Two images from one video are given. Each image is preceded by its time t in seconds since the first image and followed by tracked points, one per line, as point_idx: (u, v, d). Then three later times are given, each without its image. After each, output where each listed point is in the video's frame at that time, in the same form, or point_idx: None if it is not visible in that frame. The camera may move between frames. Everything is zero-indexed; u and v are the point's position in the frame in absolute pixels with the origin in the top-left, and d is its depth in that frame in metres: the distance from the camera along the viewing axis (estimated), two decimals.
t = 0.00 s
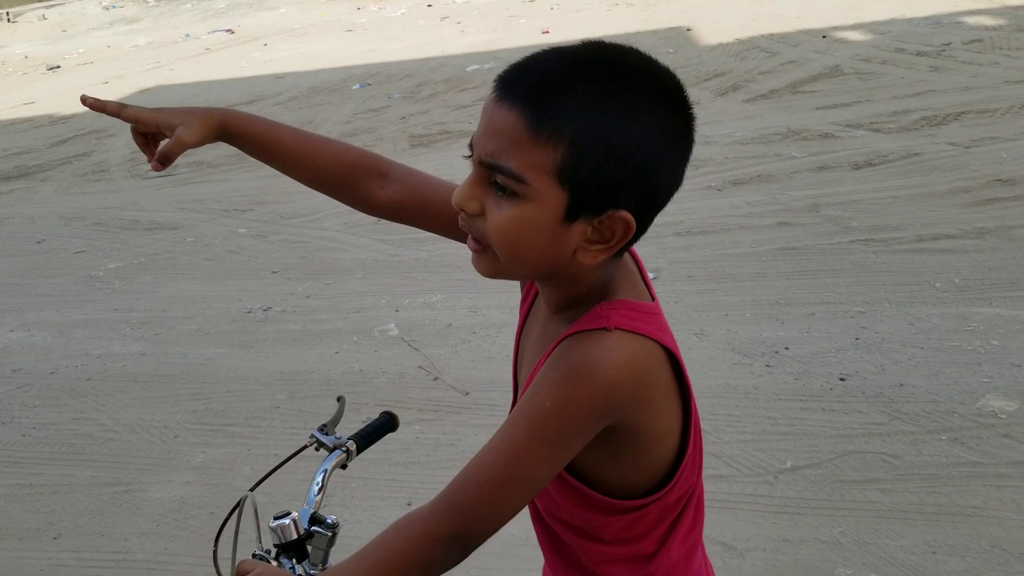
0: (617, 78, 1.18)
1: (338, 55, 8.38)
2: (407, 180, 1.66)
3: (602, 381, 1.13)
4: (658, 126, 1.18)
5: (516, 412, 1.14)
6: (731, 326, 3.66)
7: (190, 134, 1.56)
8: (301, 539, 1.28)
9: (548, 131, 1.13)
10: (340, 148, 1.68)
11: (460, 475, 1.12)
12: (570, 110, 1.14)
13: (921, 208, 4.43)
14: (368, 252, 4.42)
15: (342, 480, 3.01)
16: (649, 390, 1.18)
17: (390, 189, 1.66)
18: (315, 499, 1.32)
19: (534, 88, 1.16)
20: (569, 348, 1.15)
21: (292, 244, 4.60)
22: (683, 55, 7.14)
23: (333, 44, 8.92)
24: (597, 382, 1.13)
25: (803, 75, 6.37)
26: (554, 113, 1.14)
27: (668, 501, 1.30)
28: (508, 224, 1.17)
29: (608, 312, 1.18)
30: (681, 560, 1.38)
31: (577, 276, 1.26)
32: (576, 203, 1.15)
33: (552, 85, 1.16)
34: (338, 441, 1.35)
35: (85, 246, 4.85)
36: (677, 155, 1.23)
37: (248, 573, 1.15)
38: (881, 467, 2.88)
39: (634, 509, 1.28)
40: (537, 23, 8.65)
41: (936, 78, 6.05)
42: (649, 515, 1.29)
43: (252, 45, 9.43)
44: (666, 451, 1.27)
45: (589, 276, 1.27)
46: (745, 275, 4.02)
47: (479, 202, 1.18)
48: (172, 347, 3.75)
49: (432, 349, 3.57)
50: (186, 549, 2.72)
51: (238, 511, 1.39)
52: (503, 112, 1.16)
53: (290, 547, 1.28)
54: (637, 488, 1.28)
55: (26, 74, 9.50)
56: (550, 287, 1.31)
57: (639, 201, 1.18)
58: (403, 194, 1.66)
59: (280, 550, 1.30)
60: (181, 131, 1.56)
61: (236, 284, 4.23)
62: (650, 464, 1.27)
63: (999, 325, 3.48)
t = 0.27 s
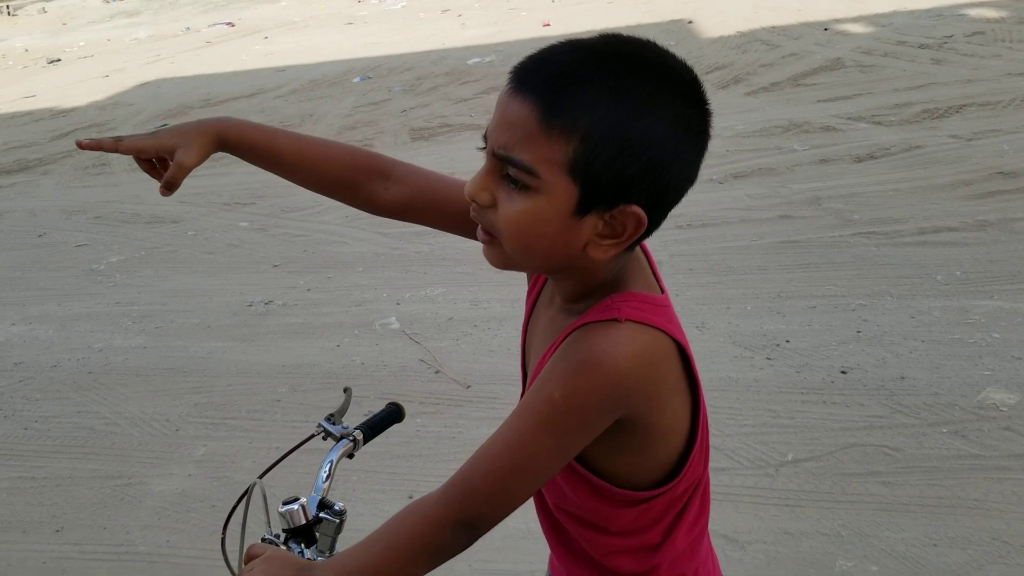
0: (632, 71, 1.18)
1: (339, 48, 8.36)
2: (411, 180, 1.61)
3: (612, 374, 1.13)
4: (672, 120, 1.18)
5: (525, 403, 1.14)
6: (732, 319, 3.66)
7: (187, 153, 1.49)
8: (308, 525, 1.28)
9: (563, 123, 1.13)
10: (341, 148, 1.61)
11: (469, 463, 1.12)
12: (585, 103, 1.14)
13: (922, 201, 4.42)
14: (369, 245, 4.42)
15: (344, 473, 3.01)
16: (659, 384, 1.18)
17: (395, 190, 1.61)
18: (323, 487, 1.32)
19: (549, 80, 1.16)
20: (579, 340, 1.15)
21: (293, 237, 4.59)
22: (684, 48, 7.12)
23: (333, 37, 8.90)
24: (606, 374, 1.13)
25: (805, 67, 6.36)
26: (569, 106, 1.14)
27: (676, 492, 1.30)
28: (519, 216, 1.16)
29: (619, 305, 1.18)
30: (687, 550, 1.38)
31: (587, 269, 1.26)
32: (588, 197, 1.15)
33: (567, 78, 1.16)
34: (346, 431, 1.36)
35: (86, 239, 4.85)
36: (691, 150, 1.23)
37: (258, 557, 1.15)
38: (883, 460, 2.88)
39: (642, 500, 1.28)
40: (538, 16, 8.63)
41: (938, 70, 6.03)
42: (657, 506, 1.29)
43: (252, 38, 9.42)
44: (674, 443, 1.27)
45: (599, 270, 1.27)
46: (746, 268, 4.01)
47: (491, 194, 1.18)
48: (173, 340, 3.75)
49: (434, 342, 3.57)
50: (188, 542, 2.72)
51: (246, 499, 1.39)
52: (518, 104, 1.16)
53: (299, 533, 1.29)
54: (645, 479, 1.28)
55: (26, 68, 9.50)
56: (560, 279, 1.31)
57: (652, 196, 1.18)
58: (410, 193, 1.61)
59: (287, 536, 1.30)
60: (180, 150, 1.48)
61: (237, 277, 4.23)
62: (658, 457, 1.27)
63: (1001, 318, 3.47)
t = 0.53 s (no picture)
0: (638, 70, 1.18)
1: (338, 46, 8.36)
2: (418, 184, 1.61)
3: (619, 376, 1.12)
4: (679, 118, 1.18)
5: (530, 402, 1.13)
6: (732, 316, 3.66)
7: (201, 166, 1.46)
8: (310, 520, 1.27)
9: (570, 123, 1.12)
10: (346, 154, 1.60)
11: (472, 459, 1.12)
12: (591, 102, 1.13)
13: (923, 198, 4.42)
14: (369, 243, 4.42)
15: (344, 472, 3.01)
16: (665, 385, 1.18)
17: (402, 195, 1.60)
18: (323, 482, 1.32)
19: (557, 79, 1.15)
20: (586, 341, 1.15)
21: (293, 235, 4.59)
22: (684, 45, 7.11)
23: (333, 35, 8.89)
24: (613, 376, 1.12)
25: (805, 64, 6.35)
26: (576, 105, 1.13)
27: (681, 491, 1.30)
28: (526, 216, 1.16)
29: (626, 305, 1.18)
30: (689, 550, 1.38)
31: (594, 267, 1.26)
32: (595, 195, 1.14)
33: (575, 77, 1.15)
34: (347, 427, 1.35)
35: (85, 238, 4.85)
36: (698, 147, 1.23)
37: (259, 551, 1.14)
38: (883, 457, 2.88)
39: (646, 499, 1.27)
40: (538, 13, 8.62)
41: (938, 67, 6.03)
42: (661, 506, 1.29)
43: (252, 36, 9.41)
44: (680, 443, 1.27)
45: (606, 267, 1.27)
46: (746, 266, 4.01)
47: (498, 193, 1.17)
48: (173, 339, 3.75)
49: (433, 340, 3.57)
50: (188, 541, 2.72)
51: (247, 494, 1.38)
52: (525, 103, 1.15)
53: (300, 528, 1.28)
54: (650, 478, 1.28)
55: (25, 66, 9.49)
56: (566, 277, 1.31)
57: (659, 193, 1.18)
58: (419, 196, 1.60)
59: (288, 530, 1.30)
60: (193, 165, 1.46)
61: (236, 276, 4.23)
62: (663, 456, 1.27)
63: (1001, 315, 3.47)
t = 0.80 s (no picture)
0: (664, 83, 1.19)
1: (338, 45, 8.35)
2: (423, 196, 1.60)
3: (623, 370, 1.13)
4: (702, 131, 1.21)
5: (536, 399, 1.13)
6: (733, 315, 3.66)
7: (211, 196, 1.44)
8: (313, 519, 1.27)
9: (613, 149, 1.11)
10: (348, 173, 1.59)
11: (478, 456, 1.12)
12: (631, 124, 1.13)
13: (923, 197, 4.42)
14: (369, 242, 4.42)
15: (345, 471, 3.01)
16: (670, 381, 1.19)
17: (408, 209, 1.59)
18: (326, 480, 1.32)
19: (589, 101, 1.13)
20: (591, 336, 1.15)
21: (294, 234, 4.59)
22: (684, 44, 7.11)
23: (333, 34, 8.89)
24: (618, 370, 1.12)
25: (805, 63, 6.35)
26: (615, 129, 1.12)
27: (684, 485, 1.30)
28: (567, 240, 1.14)
29: (632, 301, 1.18)
30: (693, 545, 1.38)
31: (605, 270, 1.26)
32: (633, 215, 1.16)
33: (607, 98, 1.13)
34: (349, 426, 1.35)
35: (86, 237, 4.85)
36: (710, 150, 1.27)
37: (263, 550, 1.14)
38: (884, 456, 2.88)
39: (650, 493, 1.28)
40: (538, 12, 8.62)
41: (939, 66, 6.02)
42: (666, 500, 1.29)
43: (252, 35, 9.41)
44: (683, 438, 1.27)
45: (617, 268, 1.28)
46: (747, 265, 4.01)
47: (530, 219, 1.13)
48: (174, 338, 3.75)
49: (434, 339, 3.57)
50: (189, 540, 2.72)
51: (249, 493, 1.38)
52: (560, 128, 1.11)
53: (302, 526, 1.28)
54: (653, 472, 1.28)
55: (25, 66, 9.49)
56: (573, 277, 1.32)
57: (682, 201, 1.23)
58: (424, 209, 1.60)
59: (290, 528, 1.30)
60: (205, 193, 1.44)
61: (237, 275, 4.23)
62: (667, 450, 1.27)
63: (1002, 314, 3.47)
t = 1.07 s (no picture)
0: (662, 82, 1.18)
1: (339, 44, 8.35)
2: (421, 204, 1.59)
3: (625, 372, 1.13)
4: (701, 133, 1.20)
5: (537, 401, 1.13)
6: (734, 314, 3.66)
7: (211, 218, 1.44)
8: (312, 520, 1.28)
9: (603, 145, 1.11)
10: (343, 188, 1.58)
11: (479, 457, 1.11)
12: (622, 120, 1.13)
13: (924, 195, 4.41)
14: (370, 242, 4.42)
15: (345, 470, 3.01)
16: (671, 382, 1.19)
17: (407, 219, 1.58)
18: (325, 481, 1.32)
19: (582, 97, 1.13)
20: (593, 339, 1.15)
21: (295, 234, 4.59)
22: (685, 43, 7.10)
23: (334, 33, 8.88)
24: (620, 372, 1.13)
25: (806, 62, 6.34)
26: (605, 124, 1.12)
27: (683, 486, 1.30)
28: (556, 233, 1.15)
29: (633, 303, 1.19)
30: (692, 546, 1.38)
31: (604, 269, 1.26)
32: (624, 213, 1.15)
33: (601, 95, 1.14)
34: (348, 426, 1.35)
35: (87, 237, 4.85)
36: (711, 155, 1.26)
37: (262, 552, 1.15)
38: (884, 455, 2.88)
39: (649, 494, 1.28)
40: (539, 11, 8.61)
41: (940, 65, 6.02)
42: (665, 501, 1.29)
43: (253, 35, 9.40)
44: (683, 440, 1.27)
45: (616, 268, 1.28)
46: (748, 264, 4.01)
47: (521, 212, 1.15)
48: (175, 337, 3.75)
49: (434, 339, 3.57)
50: (190, 539, 2.73)
51: (248, 493, 1.38)
52: (551, 122, 1.12)
53: (302, 527, 1.28)
54: (652, 474, 1.28)
55: (27, 65, 9.49)
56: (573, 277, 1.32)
57: (677, 206, 1.21)
58: (423, 217, 1.59)
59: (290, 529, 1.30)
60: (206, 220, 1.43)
61: (238, 274, 4.23)
62: (666, 451, 1.27)
63: (1002, 313, 3.47)
